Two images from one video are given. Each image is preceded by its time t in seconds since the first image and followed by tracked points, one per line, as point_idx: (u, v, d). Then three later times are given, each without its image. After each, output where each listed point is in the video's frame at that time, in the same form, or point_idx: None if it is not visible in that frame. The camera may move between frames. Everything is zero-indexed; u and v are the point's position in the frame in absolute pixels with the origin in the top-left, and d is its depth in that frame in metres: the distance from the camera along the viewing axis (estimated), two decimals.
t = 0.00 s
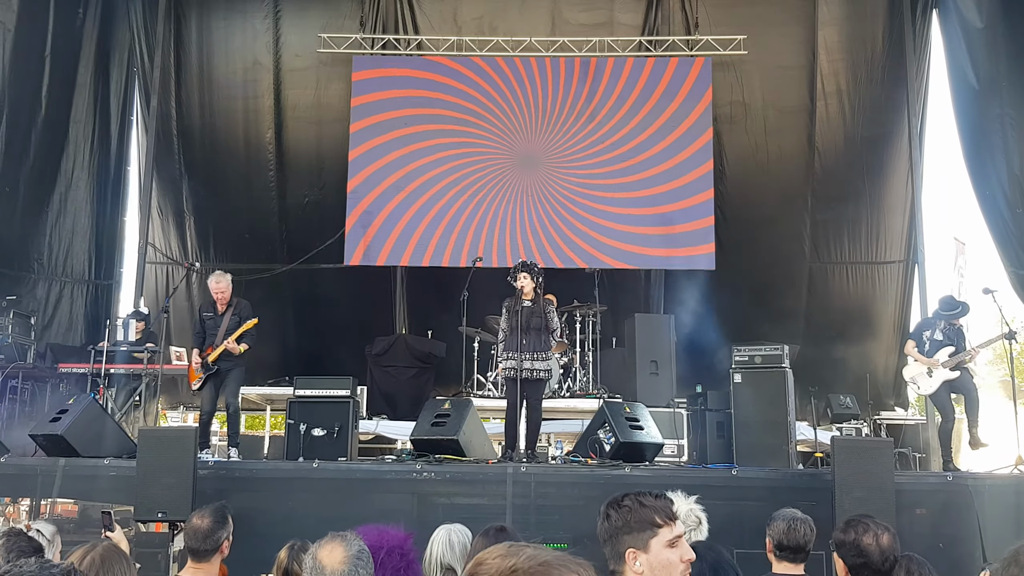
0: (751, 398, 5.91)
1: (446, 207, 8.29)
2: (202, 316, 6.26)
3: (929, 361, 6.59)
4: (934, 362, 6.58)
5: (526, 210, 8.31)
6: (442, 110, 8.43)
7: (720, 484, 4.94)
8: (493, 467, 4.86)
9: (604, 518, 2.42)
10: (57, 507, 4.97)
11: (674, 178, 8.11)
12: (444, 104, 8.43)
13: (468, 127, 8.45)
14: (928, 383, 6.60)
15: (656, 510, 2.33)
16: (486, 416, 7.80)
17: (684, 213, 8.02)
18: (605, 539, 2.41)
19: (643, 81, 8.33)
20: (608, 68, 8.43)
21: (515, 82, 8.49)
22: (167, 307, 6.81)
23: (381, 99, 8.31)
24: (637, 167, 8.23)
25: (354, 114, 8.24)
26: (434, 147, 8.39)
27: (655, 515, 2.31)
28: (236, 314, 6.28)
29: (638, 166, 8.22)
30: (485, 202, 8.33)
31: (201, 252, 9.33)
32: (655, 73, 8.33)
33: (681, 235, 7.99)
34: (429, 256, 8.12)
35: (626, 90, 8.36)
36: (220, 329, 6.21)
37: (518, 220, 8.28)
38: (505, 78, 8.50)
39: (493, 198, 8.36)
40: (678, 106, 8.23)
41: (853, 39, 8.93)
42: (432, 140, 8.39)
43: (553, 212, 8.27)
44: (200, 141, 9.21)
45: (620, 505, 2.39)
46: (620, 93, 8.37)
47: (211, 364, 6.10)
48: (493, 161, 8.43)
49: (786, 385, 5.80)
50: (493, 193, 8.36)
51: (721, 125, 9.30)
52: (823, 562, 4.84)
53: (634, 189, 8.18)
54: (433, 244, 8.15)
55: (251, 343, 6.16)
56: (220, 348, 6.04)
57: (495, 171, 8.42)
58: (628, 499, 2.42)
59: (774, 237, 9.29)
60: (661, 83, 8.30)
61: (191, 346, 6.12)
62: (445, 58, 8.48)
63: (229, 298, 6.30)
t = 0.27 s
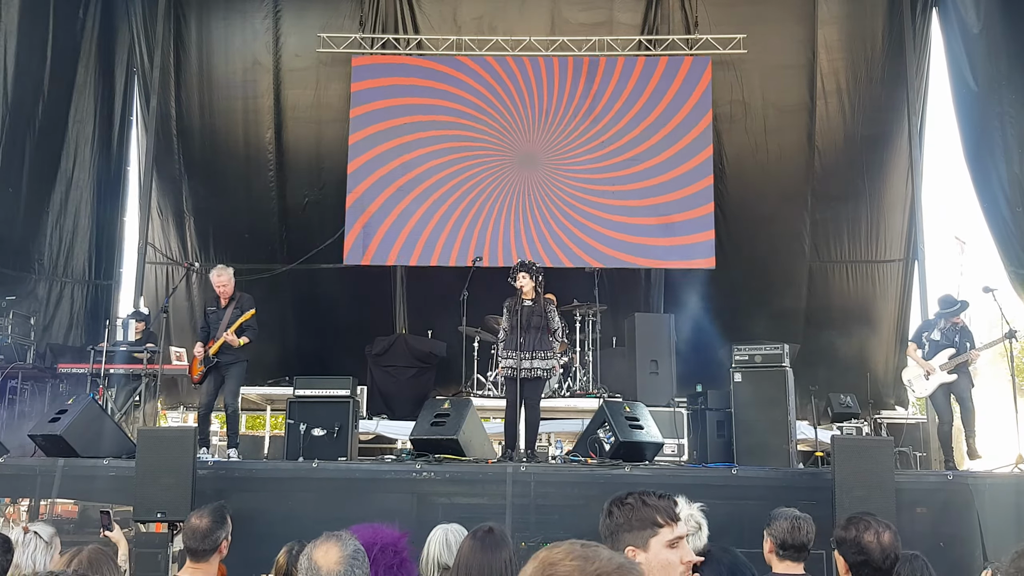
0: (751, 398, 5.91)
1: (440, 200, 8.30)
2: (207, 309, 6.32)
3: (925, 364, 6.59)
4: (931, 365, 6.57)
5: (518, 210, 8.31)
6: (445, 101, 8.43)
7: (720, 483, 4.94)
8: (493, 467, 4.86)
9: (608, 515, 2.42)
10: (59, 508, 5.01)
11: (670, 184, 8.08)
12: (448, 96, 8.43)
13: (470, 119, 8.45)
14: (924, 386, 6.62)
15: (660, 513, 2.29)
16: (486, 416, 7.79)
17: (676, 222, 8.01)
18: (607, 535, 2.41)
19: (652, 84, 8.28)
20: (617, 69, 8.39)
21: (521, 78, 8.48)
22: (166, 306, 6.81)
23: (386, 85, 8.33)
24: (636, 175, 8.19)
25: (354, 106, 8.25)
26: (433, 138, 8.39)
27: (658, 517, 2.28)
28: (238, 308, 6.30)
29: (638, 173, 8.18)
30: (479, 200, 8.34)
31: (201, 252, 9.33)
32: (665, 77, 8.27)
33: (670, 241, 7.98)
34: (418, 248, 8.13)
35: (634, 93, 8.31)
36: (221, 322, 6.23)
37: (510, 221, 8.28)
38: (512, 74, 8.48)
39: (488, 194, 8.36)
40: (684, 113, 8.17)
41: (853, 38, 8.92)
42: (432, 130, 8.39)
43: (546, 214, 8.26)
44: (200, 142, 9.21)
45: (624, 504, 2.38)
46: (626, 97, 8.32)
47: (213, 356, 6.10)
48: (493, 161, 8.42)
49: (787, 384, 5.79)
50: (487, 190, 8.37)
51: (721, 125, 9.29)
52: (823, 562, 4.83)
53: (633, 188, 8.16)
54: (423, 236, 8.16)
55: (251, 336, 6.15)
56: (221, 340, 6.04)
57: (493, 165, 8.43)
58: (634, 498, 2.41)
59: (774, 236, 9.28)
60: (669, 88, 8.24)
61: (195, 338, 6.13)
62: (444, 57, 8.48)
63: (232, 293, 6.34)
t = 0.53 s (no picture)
0: (751, 393, 5.90)
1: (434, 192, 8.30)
2: (201, 309, 6.32)
3: (927, 358, 6.61)
4: (932, 358, 6.57)
5: (510, 208, 8.30)
6: (450, 92, 8.43)
7: (720, 479, 4.93)
8: (493, 465, 4.85)
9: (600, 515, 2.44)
10: (62, 509, 5.17)
11: (670, 179, 8.06)
12: (453, 87, 8.44)
13: (473, 111, 8.45)
14: (927, 379, 6.61)
15: (646, 510, 2.32)
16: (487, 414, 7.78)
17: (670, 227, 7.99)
18: (600, 535, 2.42)
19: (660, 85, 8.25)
20: (624, 71, 8.36)
21: (527, 73, 8.48)
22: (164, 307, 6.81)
23: (389, 78, 8.35)
24: (633, 180, 8.17)
25: (352, 106, 8.25)
26: (434, 128, 8.39)
27: (643, 513, 2.31)
28: (232, 307, 6.28)
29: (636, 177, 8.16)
30: (472, 196, 8.33)
31: (200, 253, 9.32)
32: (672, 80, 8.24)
33: (670, 237, 7.97)
34: (408, 239, 8.12)
35: (639, 95, 8.28)
36: (215, 321, 6.22)
37: (502, 220, 8.27)
38: (520, 69, 8.49)
39: (485, 190, 8.35)
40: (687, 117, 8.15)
41: (850, 32, 8.91)
42: (433, 121, 8.39)
43: (539, 215, 8.25)
44: (198, 142, 9.20)
45: (615, 503, 2.40)
46: (631, 99, 8.29)
47: (206, 356, 6.10)
48: (491, 158, 8.42)
49: (787, 380, 5.77)
50: (482, 185, 8.36)
51: (719, 121, 9.28)
52: (825, 557, 4.83)
53: (632, 184, 8.15)
54: (413, 227, 8.16)
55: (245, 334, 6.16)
56: (214, 338, 6.04)
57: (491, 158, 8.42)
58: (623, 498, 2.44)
59: (773, 231, 9.27)
60: (675, 93, 8.21)
61: (189, 339, 6.13)
62: (441, 56, 8.47)
63: (226, 292, 6.31)
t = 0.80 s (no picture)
0: (750, 390, 5.90)
1: (430, 183, 8.30)
2: (191, 307, 6.29)
3: (930, 349, 6.61)
4: (934, 349, 6.58)
5: (503, 207, 8.30)
6: (456, 84, 8.43)
7: (720, 477, 4.93)
8: (492, 464, 4.85)
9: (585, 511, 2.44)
10: (60, 510, 5.18)
11: (668, 177, 8.05)
12: (461, 80, 8.44)
13: (476, 104, 8.44)
14: (931, 370, 6.60)
15: (629, 505, 2.31)
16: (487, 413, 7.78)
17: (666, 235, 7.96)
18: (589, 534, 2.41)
19: (667, 89, 8.20)
20: (632, 74, 8.31)
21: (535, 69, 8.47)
22: (162, 308, 6.80)
23: (387, 78, 8.34)
24: (630, 188, 8.14)
25: (349, 107, 8.23)
26: (436, 119, 8.39)
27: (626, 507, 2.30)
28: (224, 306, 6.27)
29: (633, 185, 8.14)
30: (466, 193, 8.32)
31: (199, 253, 9.32)
32: (681, 85, 8.18)
33: (668, 235, 7.95)
34: (399, 228, 8.11)
35: (645, 99, 8.23)
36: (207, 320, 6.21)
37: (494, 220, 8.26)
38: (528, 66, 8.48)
39: (483, 189, 8.34)
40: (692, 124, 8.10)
41: (848, 29, 8.89)
42: (436, 113, 8.39)
43: (532, 217, 8.24)
44: (195, 142, 9.19)
45: (600, 500, 2.39)
46: (636, 104, 8.24)
47: (199, 355, 6.11)
48: (489, 157, 8.41)
49: (786, 376, 5.77)
50: (476, 182, 8.35)
51: (717, 118, 9.27)
52: (825, 554, 4.82)
53: (631, 182, 8.14)
54: (404, 218, 8.15)
55: (237, 333, 6.18)
56: (206, 337, 6.04)
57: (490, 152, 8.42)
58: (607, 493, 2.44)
59: (772, 229, 9.26)
60: (681, 100, 8.16)
61: (179, 340, 6.10)
62: (439, 55, 8.46)
63: (218, 291, 6.31)
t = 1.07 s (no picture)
0: (749, 389, 5.90)
1: (429, 183, 8.30)
2: (187, 309, 6.29)
3: (928, 345, 6.59)
4: (932, 345, 6.58)
5: (495, 208, 8.29)
6: (463, 80, 8.45)
7: (719, 477, 4.93)
8: (491, 463, 4.85)
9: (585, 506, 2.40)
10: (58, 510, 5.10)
11: (667, 176, 8.05)
12: (459, 80, 8.45)
13: (481, 102, 8.45)
14: (929, 365, 6.57)
15: (633, 504, 2.27)
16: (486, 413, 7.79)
17: (657, 246, 7.95)
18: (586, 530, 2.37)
19: (674, 97, 8.18)
20: (639, 84, 8.27)
21: (543, 71, 8.48)
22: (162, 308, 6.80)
23: (386, 79, 8.35)
24: (626, 198, 8.13)
25: (349, 107, 8.23)
26: (440, 114, 8.41)
27: (631, 508, 2.26)
28: (222, 308, 6.30)
29: (628, 195, 8.13)
30: (461, 191, 8.32)
31: (198, 253, 9.32)
32: (688, 95, 8.16)
33: (667, 234, 7.95)
34: (390, 219, 8.12)
35: (651, 109, 8.21)
36: (204, 323, 6.21)
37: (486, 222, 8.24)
38: (537, 66, 8.49)
39: (482, 189, 8.34)
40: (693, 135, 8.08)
41: (847, 29, 8.90)
42: (440, 108, 8.41)
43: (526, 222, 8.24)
44: (195, 142, 9.19)
45: (601, 496, 2.34)
46: (640, 114, 8.22)
47: (196, 357, 6.09)
48: (488, 157, 8.41)
49: (785, 376, 5.77)
50: (473, 181, 8.36)
51: (716, 118, 9.27)
52: (823, 554, 4.82)
53: (630, 182, 8.14)
54: (396, 209, 8.16)
55: (236, 336, 6.18)
56: (205, 340, 6.05)
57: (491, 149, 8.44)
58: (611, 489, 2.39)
59: (771, 228, 9.26)
60: (683, 106, 8.14)
61: (175, 342, 6.09)
62: (437, 56, 8.47)
63: (213, 294, 6.32)
